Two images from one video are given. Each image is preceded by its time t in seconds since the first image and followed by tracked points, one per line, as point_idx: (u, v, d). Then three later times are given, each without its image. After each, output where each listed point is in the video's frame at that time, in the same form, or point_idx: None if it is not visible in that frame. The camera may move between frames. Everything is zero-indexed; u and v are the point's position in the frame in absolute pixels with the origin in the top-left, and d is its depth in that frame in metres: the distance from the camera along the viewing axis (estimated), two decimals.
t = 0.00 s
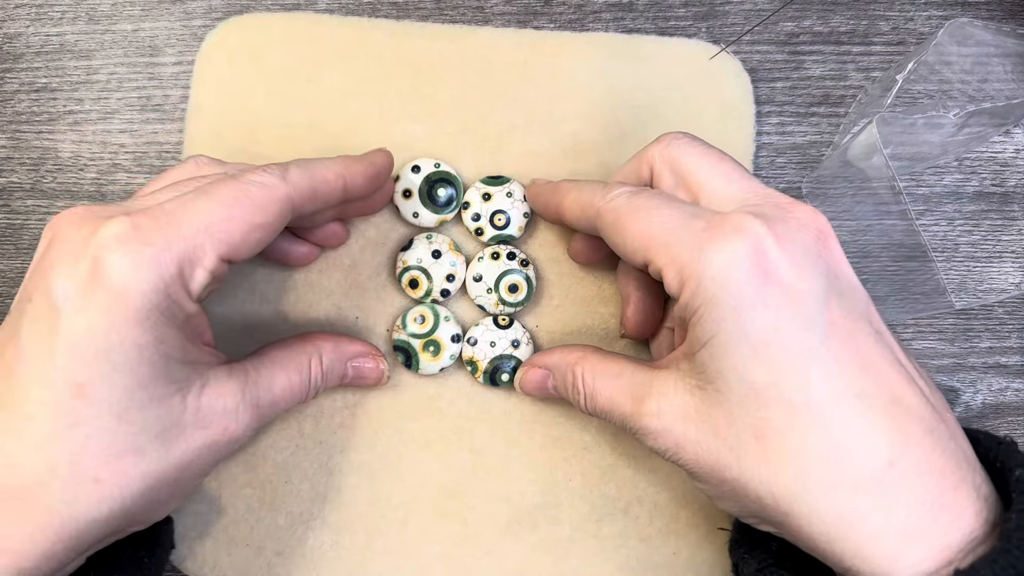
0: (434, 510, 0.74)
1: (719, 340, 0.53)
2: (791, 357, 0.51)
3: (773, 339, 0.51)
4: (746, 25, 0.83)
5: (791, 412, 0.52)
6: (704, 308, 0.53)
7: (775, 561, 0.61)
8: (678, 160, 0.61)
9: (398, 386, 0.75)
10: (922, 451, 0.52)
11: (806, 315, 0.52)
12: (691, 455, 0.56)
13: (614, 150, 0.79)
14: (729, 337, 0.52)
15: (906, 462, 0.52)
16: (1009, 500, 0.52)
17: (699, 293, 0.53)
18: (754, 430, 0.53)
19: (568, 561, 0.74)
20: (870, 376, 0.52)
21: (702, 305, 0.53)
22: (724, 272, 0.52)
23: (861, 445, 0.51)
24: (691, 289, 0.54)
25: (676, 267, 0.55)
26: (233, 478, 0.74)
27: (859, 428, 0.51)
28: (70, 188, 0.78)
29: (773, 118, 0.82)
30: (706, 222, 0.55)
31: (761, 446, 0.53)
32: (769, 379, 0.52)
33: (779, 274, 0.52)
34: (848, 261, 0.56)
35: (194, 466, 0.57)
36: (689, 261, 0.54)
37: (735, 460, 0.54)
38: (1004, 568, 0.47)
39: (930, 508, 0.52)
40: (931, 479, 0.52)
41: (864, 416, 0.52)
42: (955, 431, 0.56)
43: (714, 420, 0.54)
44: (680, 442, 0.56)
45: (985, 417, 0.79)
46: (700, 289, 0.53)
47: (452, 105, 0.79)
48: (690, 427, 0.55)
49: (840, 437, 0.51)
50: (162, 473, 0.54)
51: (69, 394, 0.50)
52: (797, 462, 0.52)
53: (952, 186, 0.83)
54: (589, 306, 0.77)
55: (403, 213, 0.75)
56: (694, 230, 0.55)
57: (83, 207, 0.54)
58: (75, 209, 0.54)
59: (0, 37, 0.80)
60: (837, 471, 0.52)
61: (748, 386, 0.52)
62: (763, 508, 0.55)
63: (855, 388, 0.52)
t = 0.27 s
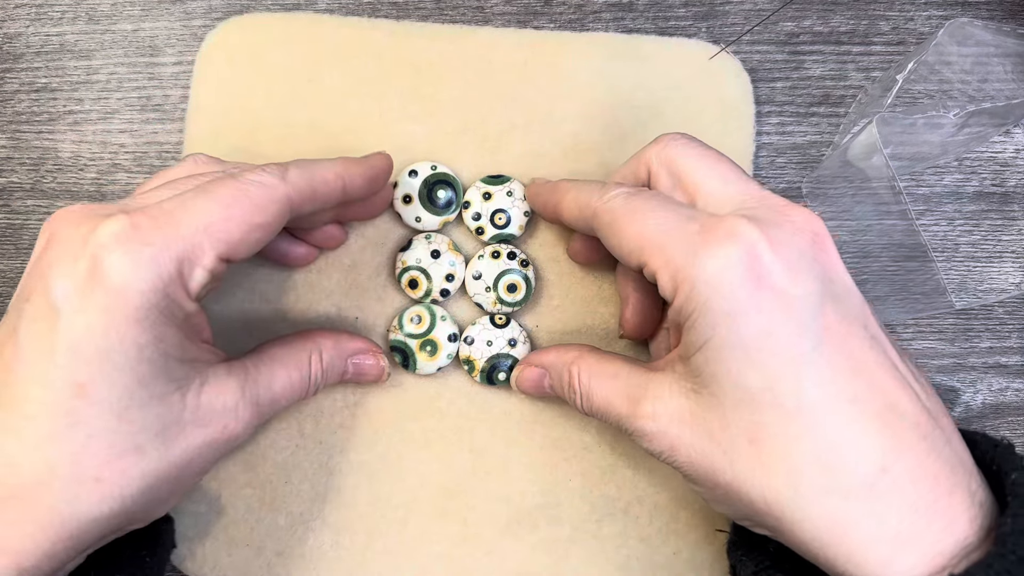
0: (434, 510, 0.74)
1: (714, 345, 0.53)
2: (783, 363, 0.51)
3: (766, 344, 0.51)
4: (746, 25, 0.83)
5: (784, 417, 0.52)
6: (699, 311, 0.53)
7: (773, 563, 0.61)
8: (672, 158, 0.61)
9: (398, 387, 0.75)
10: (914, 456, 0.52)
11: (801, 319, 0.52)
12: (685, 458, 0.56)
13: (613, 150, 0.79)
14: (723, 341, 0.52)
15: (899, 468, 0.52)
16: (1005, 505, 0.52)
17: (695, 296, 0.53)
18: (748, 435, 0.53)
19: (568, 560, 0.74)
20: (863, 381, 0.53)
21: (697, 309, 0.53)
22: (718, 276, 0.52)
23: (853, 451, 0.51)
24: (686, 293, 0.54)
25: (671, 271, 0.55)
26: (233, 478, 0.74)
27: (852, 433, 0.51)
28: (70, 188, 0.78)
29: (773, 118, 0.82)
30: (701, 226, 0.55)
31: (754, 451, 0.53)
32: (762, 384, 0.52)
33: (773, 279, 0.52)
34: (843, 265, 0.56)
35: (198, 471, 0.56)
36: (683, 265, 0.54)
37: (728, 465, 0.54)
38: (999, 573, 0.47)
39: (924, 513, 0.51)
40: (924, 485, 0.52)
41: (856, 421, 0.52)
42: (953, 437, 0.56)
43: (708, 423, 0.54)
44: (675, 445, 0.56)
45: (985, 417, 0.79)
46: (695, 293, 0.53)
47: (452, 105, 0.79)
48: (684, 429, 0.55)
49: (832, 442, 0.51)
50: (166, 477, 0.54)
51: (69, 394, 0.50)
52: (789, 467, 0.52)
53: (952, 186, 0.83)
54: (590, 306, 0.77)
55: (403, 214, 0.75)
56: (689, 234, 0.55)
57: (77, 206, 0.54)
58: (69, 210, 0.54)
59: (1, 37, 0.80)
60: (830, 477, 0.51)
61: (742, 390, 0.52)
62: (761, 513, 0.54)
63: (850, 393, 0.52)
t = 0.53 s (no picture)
0: (434, 511, 0.74)
1: (763, 333, 0.52)
2: (831, 352, 0.52)
3: (813, 333, 0.52)
4: (746, 25, 0.83)
5: (829, 405, 0.52)
6: (750, 298, 0.53)
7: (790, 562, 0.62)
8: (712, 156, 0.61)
9: (398, 387, 0.75)
10: (955, 454, 0.54)
11: (845, 312, 0.53)
12: (720, 432, 0.55)
13: (613, 150, 0.79)
14: (772, 329, 0.52)
15: (938, 464, 0.53)
16: None
17: (745, 282, 0.53)
18: (789, 421, 0.53)
19: (567, 560, 0.74)
20: (904, 374, 0.54)
21: (744, 295, 0.53)
22: (764, 265, 0.52)
23: (898, 444, 0.53)
24: (728, 282, 0.53)
25: (711, 261, 0.54)
26: (233, 478, 0.74)
27: (897, 425, 0.53)
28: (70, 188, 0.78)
29: (773, 118, 0.82)
30: (746, 211, 0.54)
31: (798, 438, 0.53)
32: (809, 371, 0.52)
33: (818, 270, 0.53)
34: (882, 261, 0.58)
35: (181, 429, 0.60)
36: (726, 254, 0.53)
37: (770, 449, 0.54)
38: None
39: (961, 510, 0.54)
40: (960, 484, 0.54)
41: (900, 414, 0.53)
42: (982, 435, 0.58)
43: (748, 408, 0.54)
44: (710, 416, 0.55)
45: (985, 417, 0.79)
46: (750, 279, 0.53)
47: (452, 105, 0.79)
48: (725, 406, 0.54)
49: (876, 433, 0.52)
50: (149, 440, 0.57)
51: (70, 382, 0.51)
52: (834, 456, 0.53)
53: (952, 186, 0.83)
54: (589, 306, 0.77)
55: (402, 215, 0.75)
56: (728, 225, 0.54)
57: (64, 186, 0.55)
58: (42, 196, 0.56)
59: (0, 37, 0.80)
60: (872, 468, 0.53)
61: (787, 377, 0.52)
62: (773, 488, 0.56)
63: (896, 387, 0.53)
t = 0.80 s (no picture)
0: (434, 511, 0.74)
1: (763, 362, 0.50)
2: (839, 371, 0.50)
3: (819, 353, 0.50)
4: (746, 25, 0.83)
5: (846, 428, 0.50)
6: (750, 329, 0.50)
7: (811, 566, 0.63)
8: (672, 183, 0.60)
9: (397, 387, 0.75)
10: (974, 454, 0.52)
11: (842, 327, 0.51)
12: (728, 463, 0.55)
13: (613, 150, 0.79)
14: (769, 355, 0.50)
15: (960, 468, 0.51)
16: None
17: (740, 314, 0.50)
18: (814, 446, 0.50)
19: (568, 561, 0.74)
20: (912, 381, 0.52)
21: (746, 328, 0.50)
22: (759, 291, 0.50)
23: (919, 455, 0.50)
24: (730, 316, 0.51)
25: (708, 300, 0.52)
26: (233, 479, 0.74)
27: (914, 437, 0.50)
28: (70, 188, 0.78)
29: (773, 118, 0.82)
30: (727, 241, 0.52)
31: (823, 463, 0.51)
32: (814, 395, 0.50)
33: (812, 286, 0.51)
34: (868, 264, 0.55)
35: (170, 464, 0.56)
36: (723, 290, 0.51)
37: (797, 477, 0.52)
38: None
39: (987, 515, 0.51)
40: (984, 484, 0.52)
41: (915, 424, 0.51)
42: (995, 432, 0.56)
43: (763, 441, 0.52)
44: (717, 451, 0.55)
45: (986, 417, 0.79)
46: (738, 309, 0.51)
47: (452, 105, 0.79)
48: (737, 450, 0.54)
49: (897, 450, 0.50)
50: (129, 474, 0.53)
51: (64, 408, 0.48)
52: (859, 477, 0.50)
53: (952, 186, 0.83)
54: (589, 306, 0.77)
55: (402, 215, 0.75)
56: (711, 262, 0.51)
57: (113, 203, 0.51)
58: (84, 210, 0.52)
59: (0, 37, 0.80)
60: (899, 484, 0.50)
61: (799, 402, 0.50)
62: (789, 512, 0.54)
63: (902, 401, 0.51)
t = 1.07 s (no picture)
0: (434, 512, 0.74)
1: (755, 384, 0.50)
2: (833, 389, 0.50)
3: (812, 372, 0.50)
4: (746, 25, 0.83)
5: (843, 448, 0.50)
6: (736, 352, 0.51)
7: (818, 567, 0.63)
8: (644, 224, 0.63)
9: (397, 388, 0.75)
10: (977, 454, 0.52)
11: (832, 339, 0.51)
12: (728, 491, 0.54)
13: (614, 149, 0.79)
14: (759, 376, 0.50)
15: (964, 470, 0.51)
16: None
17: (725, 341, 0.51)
18: (817, 462, 0.50)
19: (568, 561, 0.74)
20: (908, 391, 0.51)
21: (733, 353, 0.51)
22: (748, 310, 0.50)
23: (922, 463, 0.50)
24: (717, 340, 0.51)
25: (694, 327, 0.52)
26: (233, 480, 0.74)
27: (916, 446, 0.50)
28: (69, 188, 0.78)
29: (773, 118, 0.82)
30: (702, 269, 0.52)
31: (828, 480, 0.51)
32: (812, 413, 0.50)
33: (795, 304, 0.50)
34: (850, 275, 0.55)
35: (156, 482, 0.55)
36: (708, 315, 0.51)
37: (800, 494, 0.52)
38: None
39: (992, 515, 0.51)
40: (989, 483, 0.52)
41: (915, 435, 0.51)
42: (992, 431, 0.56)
43: (759, 460, 0.51)
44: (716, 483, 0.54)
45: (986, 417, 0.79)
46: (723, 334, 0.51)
47: (452, 105, 0.78)
48: (734, 479, 0.53)
49: (900, 462, 0.50)
50: (121, 483, 0.53)
51: (61, 414, 0.48)
52: (866, 490, 0.50)
53: (952, 186, 0.83)
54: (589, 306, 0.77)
55: (402, 216, 0.75)
56: (688, 291, 0.52)
57: (133, 210, 0.51)
58: (93, 214, 0.52)
59: None
60: (906, 494, 0.50)
61: (795, 425, 0.50)
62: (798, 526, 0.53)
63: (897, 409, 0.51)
